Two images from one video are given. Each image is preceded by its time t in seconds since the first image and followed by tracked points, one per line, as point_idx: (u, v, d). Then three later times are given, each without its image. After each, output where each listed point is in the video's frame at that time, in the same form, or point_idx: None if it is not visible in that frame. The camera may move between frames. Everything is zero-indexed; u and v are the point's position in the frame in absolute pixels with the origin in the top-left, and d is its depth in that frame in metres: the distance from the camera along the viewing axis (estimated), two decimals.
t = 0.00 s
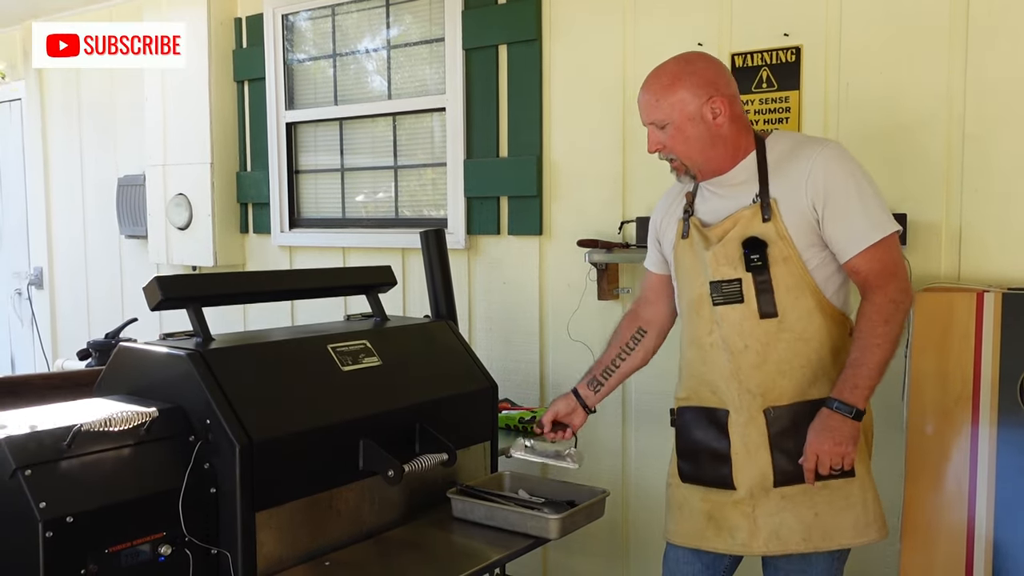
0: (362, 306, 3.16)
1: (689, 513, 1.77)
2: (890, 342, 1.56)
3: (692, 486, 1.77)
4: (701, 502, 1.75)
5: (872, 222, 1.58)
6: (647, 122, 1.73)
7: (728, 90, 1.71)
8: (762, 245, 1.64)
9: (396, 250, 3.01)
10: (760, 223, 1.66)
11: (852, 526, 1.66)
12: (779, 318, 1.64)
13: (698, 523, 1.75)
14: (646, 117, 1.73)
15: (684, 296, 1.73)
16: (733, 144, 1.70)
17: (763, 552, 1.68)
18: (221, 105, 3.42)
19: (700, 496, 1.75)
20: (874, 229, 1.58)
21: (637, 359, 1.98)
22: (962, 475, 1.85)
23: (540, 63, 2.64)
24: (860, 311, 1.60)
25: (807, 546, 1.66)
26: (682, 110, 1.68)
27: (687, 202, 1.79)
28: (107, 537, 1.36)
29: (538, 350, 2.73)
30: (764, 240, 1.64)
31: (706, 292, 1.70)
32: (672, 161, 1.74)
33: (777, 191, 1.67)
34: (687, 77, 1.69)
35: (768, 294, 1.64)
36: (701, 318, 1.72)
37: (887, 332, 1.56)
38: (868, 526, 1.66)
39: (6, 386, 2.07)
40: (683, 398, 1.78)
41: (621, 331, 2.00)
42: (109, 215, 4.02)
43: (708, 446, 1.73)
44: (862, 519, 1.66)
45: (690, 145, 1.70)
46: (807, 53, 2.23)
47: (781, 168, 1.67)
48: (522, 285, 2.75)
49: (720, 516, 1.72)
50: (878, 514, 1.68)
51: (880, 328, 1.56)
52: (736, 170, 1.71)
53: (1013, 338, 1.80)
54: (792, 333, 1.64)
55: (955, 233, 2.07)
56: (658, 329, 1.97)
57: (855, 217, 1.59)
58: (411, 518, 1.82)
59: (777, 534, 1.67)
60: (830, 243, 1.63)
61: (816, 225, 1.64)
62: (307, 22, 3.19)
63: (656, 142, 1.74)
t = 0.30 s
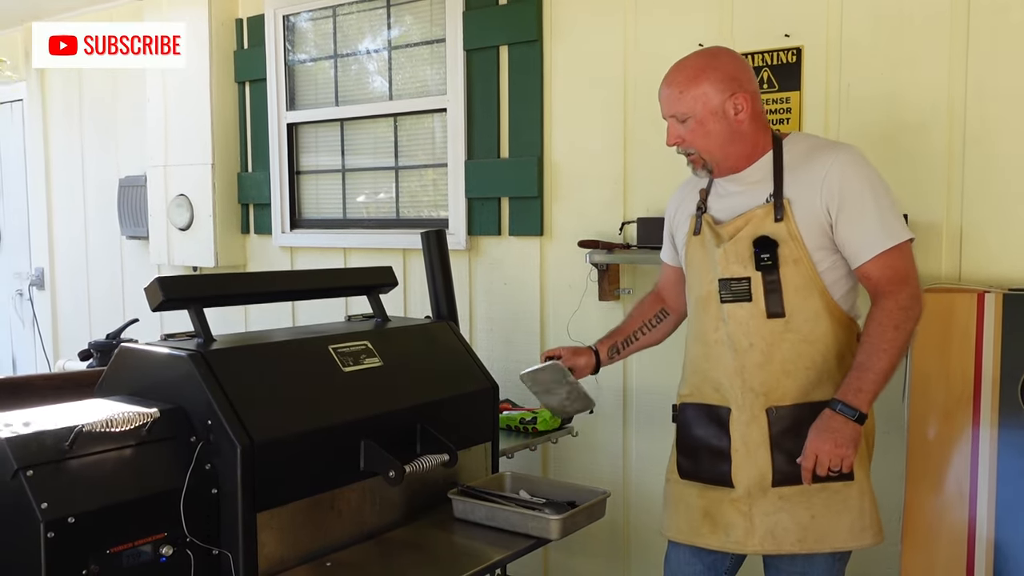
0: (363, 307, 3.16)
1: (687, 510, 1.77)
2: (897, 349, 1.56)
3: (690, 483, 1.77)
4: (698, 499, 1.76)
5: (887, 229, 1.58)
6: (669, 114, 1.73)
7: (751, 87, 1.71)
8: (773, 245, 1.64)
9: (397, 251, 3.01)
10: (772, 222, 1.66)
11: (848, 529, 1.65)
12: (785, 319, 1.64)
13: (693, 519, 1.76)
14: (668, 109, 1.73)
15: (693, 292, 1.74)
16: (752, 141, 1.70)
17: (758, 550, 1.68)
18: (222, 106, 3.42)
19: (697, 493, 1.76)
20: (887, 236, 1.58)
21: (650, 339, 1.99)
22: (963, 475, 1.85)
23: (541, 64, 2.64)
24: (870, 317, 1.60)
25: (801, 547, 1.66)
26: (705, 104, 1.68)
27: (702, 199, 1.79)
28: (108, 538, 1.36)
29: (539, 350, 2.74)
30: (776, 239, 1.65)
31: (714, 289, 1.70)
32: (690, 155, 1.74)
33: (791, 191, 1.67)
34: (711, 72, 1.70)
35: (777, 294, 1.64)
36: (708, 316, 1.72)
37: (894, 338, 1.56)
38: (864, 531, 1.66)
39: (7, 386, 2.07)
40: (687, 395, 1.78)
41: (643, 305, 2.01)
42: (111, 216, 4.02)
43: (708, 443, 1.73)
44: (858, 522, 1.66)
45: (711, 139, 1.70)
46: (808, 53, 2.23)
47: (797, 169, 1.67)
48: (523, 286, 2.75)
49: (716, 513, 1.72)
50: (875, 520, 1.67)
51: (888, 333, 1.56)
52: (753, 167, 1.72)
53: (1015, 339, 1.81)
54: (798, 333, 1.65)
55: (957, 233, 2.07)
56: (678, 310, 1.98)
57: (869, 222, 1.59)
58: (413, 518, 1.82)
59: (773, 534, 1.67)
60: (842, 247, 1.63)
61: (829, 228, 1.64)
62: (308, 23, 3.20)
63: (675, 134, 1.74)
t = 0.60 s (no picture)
0: (363, 308, 3.16)
1: (687, 508, 1.77)
2: (902, 351, 1.57)
3: (691, 481, 1.77)
4: (699, 498, 1.75)
5: (904, 234, 1.59)
6: (692, 106, 1.71)
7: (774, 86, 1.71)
8: (788, 245, 1.64)
9: (398, 252, 3.01)
10: (788, 222, 1.66)
11: (848, 530, 1.65)
12: (798, 318, 1.65)
13: (694, 518, 1.76)
14: (692, 101, 1.70)
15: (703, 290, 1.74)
16: (773, 139, 1.71)
17: (760, 550, 1.68)
18: (222, 107, 3.42)
19: (698, 492, 1.76)
20: (904, 241, 1.59)
21: (654, 330, 1.97)
22: (964, 477, 1.85)
23: (541, 66, 2.64)
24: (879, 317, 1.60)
25: (803, 548, 1.66)
26: (732, 98, 1.67)
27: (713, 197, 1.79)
28: (108, 539, 1.36)
29: (539, 352, 2.73)
30: (791, 239, 1.64)
31: (726, 287, 1.70)
32: (708, 149, 1.72)
33: (808, 192, 1.67)
34: (738, 66, 1.69)
35: (790, 294, 1.64)
36: (718, 313, 1.72)
37: (901, 339, 1.57)
38: (864, 533, 1.66)
39: (7, 386, 2.08)
40: (690, 392, 1.78)
41: (645, 297, 1.99)
42: (111, 217, 4.02)
43: (711, 442, 1.73)
44: (858, 525, 1.65)
45: (734, 135, 1.68)
46: (809, 54, 2.23)
47: (815, 170, 1.68)
48: (524, 286, 2.75)
49: (717, 512, 1.72)
50: (874, 521, 1.67)
51: (897, 332, 1.57)
52: (767, 167, 1.72)
53: (1016, 341, 1.81)
54: (809, 334, 1.65)
55: (957, 234, 2.07)
56: (682, 304, 1.97)
57: (885, 226, 1.59)
58: (414, 519, 1.83)
59: (775, 534, 1.67)
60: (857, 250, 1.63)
61: (844, 231, 1.64)
62: (309, 24, 3.20)
63: (697, 127, 1.71)
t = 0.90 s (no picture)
0: (364, 309, 3.16)
1: (691, 510, 1.77)
2: (881, 330, 1.56)
3: (695, 482, 1.77)
4: (703, 500, 1.75)
5: (913, 239, 1.61)
6: (711, 101, 1.69)
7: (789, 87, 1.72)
8: (800, 245, 1.65)
9: (399, 253, 3.01)
10: (798, 223, 1.66)
11: (853, 531, 1.66)
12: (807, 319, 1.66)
13: (698, 519, 1.75)
14: (711, 96, 1.69)
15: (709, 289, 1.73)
16: (786, 140, 1.72)
17: (767, 552, 1.68)
18: (223, 109, 3.42)
19: (703, 494, 1.75)
20: (913, 247, 1.61)
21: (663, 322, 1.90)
22: (966, 478, 1.85)
23: (542, 68, 2.64)
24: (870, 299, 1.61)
25: (810, 549, 1.67)
26: (752, 96, 1.67)
27: (719, 196, 1.78)
28: (110, 541, 1.36)
29: (540, 353, 2.73)
30: (802, 240, 1.65)
31: (734, 287, 1.71)
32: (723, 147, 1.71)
33: (818, 194, 1.68)
34: (758, 65, 1.68)
35: (800, 294, 1.65)
36: (726, 313, 1.72)
37: (884, 319, 1.56)
38: (868, 535, 1.67)
39: (8, 389, 2.08)
40: (695, 392, 1.78)
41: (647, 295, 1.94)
42: (111, 218, 4.03)
43: (716, 443, 1.72)
44: (863, 526, 1.67)
45: (752, 134, 1.68)
46: (811, 57, 2.23)
47: (826, 172, 1.68)
48: (525, 288, 2.75)
49: (723, 514, 1.72)
50: (878, 524, 1.68)
51: (883, 310, 1.56)
52: (777, 169, 1.73)
53: (1016, 343, 1.81)
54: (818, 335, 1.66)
55: (958, 237, 2.07)
56: (684, 302, 1.96)
57: (895, 231, 1.61)
58: (415, 521, 1.83)
59: (782, 535, 1.67)
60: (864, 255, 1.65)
61: (853, 234, 1.66)
62: (310, 26, 3.20)
63: (714, 124, 1.70)
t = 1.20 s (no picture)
0: (364, 311, 3.16)
1: (693, 511, 1.76)
2: (850, 310, 1.57)
3: (698, 483, 1.76)
4: (707, 501, 1.75)
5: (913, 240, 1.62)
6: (725, 99, 1.69)
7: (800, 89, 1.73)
8: (804, 246, 1.66)
9: (399, 255, 3.01)
10: (802, 223, 1.67)
11: (858, 533, 1.67)
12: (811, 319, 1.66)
13: (702, 520, 1.75)
14: (726, 93, 1.69)
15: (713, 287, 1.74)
16: (795, 142, 1.72)
17: (772, 553, 1.68)
18: (223, 110, 3.42)
19: (706, 495, 1.75)
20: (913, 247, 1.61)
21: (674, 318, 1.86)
22: (968, 480, 1.84)
23: (542, 69, 2.64)
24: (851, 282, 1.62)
25: (816, 550, 1.67)
26: (767, 94, 1.67)
27: (722, 197, 1.79)
28: (109, 543, 1.36)
29: (540, 354, 2.73)
30: (806, 240, 1.66)
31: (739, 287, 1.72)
32: (736, 145, 1.70)
33: (821, 195, 1.68)
34: (772, 64, 1.69)
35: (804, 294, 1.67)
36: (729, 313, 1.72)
37: (856, 300, 1.57)
38: (872, 535, 1.68)
39: (8, 391, 2.07)
40: (698, 393, 1.77)
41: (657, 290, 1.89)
42: (111, 220, 4.03)
43: (720, 444, 1.72)
44: (868, 526, 1.68)
45: (767, 131, 1.68)
46: (811, 58, 2.22)
47: (829, 173, 1.69)
48: (525, 290, 2.74)
49: (728, 515, 1.72)
50: (882, 524, 1.69)
51: (857, 292, 1.57)
52: (782, 170, 1.73)
53: (1017, 344, 1.80)
54: (823, 336, 1.66)
55: (959, 238, 2.07)
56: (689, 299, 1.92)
57: (896, 231, 1.61)
58: (414, 522, 1.82)
59: (787, 536, 1.68)
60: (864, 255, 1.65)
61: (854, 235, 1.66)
62: (309, 27, 3.20)
63: (729, 121, 1.69)
